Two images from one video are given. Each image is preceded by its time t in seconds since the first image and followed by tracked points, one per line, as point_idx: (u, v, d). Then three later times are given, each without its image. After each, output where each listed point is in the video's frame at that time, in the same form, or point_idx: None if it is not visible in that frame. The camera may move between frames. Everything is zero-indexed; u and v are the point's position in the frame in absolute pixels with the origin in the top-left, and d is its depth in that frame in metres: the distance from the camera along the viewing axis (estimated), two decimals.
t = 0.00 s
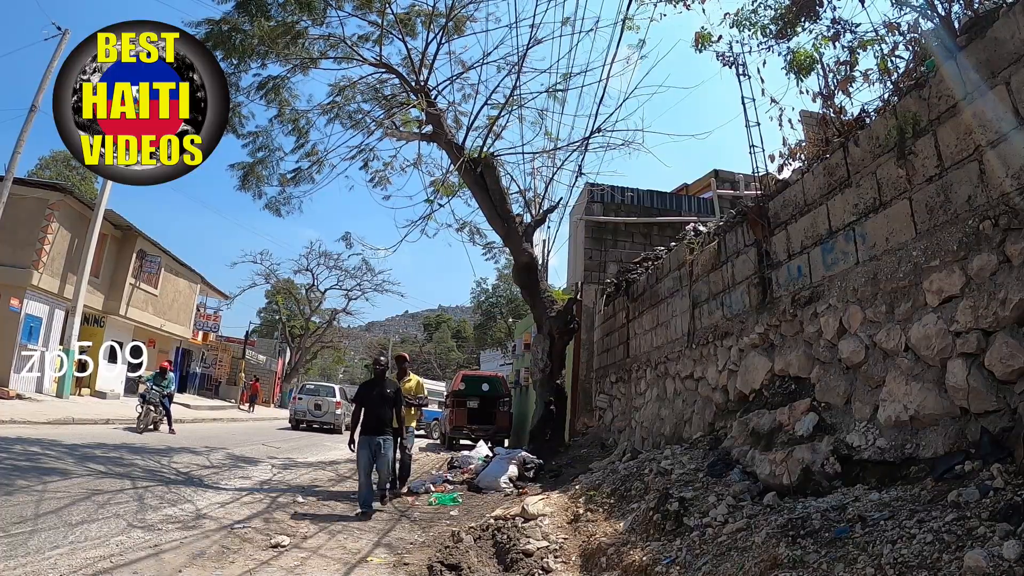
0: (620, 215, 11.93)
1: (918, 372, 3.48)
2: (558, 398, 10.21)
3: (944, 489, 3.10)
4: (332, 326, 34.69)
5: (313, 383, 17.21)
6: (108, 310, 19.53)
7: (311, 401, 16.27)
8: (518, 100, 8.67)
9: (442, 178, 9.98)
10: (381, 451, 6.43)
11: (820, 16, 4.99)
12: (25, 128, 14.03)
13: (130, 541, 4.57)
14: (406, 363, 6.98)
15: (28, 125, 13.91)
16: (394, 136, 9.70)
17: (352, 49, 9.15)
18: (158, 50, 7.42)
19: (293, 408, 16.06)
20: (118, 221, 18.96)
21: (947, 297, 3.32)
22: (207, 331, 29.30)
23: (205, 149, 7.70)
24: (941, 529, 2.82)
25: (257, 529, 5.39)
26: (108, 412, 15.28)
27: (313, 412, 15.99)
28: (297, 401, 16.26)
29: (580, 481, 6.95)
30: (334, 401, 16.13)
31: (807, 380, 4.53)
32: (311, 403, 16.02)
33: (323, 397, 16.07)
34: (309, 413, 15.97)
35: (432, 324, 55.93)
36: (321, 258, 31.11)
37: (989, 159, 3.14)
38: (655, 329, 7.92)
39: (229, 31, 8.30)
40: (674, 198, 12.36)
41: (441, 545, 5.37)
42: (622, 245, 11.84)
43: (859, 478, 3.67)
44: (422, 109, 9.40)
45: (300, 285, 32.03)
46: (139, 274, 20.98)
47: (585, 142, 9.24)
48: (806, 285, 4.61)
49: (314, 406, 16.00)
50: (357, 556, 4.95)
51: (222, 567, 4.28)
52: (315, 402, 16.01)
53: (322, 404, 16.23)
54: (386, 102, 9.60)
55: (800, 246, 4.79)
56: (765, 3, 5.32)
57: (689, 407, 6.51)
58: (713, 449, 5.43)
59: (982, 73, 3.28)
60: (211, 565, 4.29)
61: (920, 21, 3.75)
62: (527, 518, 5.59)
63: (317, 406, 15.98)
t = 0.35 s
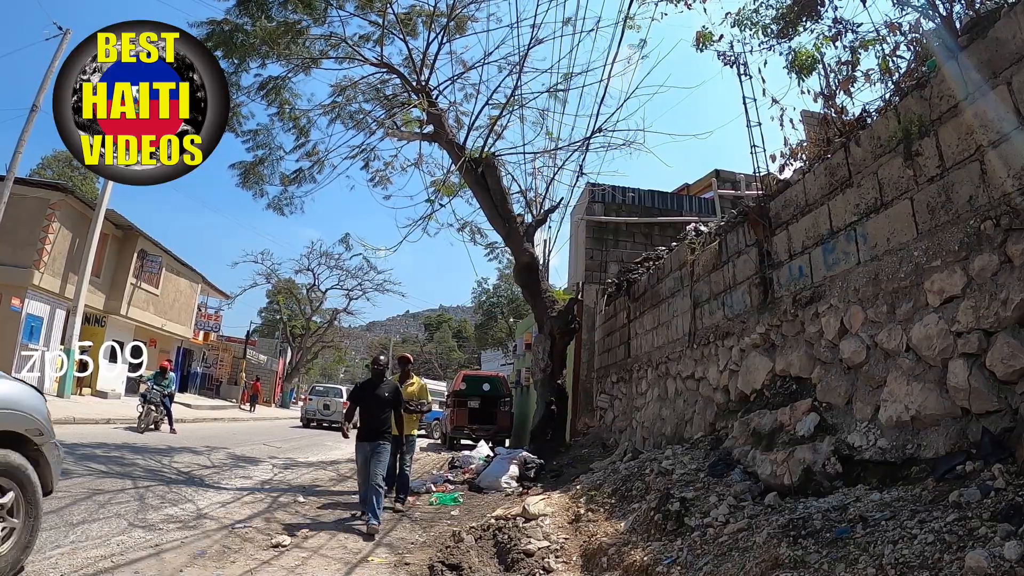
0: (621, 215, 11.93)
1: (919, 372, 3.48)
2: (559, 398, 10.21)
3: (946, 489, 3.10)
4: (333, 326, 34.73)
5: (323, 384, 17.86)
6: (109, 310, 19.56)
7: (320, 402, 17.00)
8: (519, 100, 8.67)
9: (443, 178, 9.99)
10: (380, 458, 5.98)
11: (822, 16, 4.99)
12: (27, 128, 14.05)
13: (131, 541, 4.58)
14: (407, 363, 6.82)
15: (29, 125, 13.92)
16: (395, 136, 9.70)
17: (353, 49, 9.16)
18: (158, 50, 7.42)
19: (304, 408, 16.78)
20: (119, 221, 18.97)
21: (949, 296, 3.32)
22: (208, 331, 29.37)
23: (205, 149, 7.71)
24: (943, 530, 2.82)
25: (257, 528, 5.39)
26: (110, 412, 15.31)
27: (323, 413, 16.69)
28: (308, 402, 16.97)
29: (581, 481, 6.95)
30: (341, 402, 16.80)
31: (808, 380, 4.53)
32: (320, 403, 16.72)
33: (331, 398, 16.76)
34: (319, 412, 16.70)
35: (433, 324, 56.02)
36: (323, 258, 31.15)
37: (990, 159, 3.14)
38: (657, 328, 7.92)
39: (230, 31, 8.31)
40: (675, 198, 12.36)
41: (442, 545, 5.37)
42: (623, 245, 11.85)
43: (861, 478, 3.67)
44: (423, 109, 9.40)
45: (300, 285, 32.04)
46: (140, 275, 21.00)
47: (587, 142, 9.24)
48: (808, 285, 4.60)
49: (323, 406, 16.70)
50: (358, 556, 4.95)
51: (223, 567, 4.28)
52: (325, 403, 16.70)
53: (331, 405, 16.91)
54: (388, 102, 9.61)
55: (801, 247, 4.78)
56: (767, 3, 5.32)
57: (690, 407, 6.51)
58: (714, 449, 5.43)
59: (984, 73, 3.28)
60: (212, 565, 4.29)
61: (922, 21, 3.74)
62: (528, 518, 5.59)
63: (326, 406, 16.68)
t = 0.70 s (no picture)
0: (623, 215, 11.93)
1: (921, 372, 3.47)
2: (560, 398, 10.21)
3: (948, 489, 3.09)
4: (335, 326, 34.75)
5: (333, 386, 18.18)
6: (110, 310, 19.61)
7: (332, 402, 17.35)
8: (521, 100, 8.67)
9: (445, 178, 9.99)
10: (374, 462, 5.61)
11: (824, 16, 4.98)
12: (29, 128, 14.07)
13: (132, 541, 4.58)
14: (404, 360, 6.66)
15: (31, 125, 13.94)
16: (397, 135, 9.71)
17: (355, 49, 9.16)
18: (159, 50, 7.42)
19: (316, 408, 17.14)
20: (121, 221, 19.00)
21: (951, 297, 3.31)
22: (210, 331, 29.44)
23: (205, 149, 7.75)
24: (945, 530, 2.81)
25: (258, 528, 5.39)
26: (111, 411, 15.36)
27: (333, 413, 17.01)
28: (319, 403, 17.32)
29: (583, 481, 6.95)
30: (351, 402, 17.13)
31: (810, 380, 4.52)
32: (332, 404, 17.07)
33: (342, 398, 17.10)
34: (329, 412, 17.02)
35: (435, 324, 56.05)
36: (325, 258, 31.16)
37: (993, 159, 3.13)
38: (658, 329, 7.92)
39: (232, 31, 8.31)
40: (677, 198, 12.35)
41: (443, 545, 5.37)
42: (624, 245, 11.84)
43: (863, 478, 3.66)
44: (425, 109, 9.41)
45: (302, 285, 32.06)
46: (141, 274, 21.03)
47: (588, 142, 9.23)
48: (810, 285, 4.59)
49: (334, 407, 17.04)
50: (359, 557, 4.95)
51: (225, 567, 4.28)
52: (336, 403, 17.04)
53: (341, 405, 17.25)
54: (389, 102, 9.61)
55: (803, 247, 4.78)
56: (769, 2, 5.31)
57: (692, 407, 6.50)
58: (716, 449, 5.43)
59: (987, 73, 3.27)
60: (213, 565, 4.29)
61: (924, 21, 3.73)
62: (530, 518, 5.59)
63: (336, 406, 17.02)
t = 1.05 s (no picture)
0: (625, 215, 11.91)
1: (925, 372, 3.46)
2: (563, 398, 10.20)
3: (952, 490, 3.08)
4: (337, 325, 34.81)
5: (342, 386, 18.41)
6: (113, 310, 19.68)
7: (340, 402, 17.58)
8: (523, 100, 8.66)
9: (447, 178, 10.00)
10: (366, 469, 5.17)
11: (828, 15, 4.96)
12: (32, 128, 14.12)
13: (135, 540, 4.59)
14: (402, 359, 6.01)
15: (34, 125, 13.98)
16: (399, 135, 9.72)
17: (357, 49, 9.16)
18: (158, 50, 7.42)
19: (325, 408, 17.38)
20: (123, 221, 19.07)
21: (955, 297, 3.29)
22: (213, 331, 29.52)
23: (205, 149, 7.76)
24: (949, 531, 2.80)
25: (261, 528, 5.40)
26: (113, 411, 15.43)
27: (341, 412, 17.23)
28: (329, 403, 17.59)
29: (586, 481, 6.95)
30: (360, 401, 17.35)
31: (813, 381, 4.51)
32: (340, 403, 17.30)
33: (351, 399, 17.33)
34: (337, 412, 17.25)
35: (437, 324, 56.09)
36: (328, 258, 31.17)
37: (997, 159, 3.12)
38: (661, 329, 7.90)
39: (234, 31, 8.31)
40: (680, 198, 12.33)
41: (446, 545, 5.37)
42: (627, 245, 11.82)
43: (867, 479, 3.66)
44: (427, 109, 9.41)
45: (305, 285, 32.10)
46: (144, 274, 21.09)
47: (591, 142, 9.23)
48: (814, 285, 4.58)
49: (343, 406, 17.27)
50: (362, 556, 4.95)
51: (228, 567, 4.29)
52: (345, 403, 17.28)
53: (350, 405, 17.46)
54: (392, 102, 9.62)
55: (807, 247, 4.76)
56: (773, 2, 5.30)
57: (695, 407, 6.49)
58: (719, 449, 5.42)
59: (991, 73, 3.25)
60: (216, 565, 4.29)
61: (928, 20, 3.72)
62: (533, 518, 5.59)
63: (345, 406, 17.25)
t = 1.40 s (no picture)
0: (629, 215, 11.90)
1: (930, 373, 3.44)
2: (567, 398, 10.19)
3: (957, 491, 3.07)
4: (341, 325, 34.86)
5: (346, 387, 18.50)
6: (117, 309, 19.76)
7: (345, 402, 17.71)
8: (527, 100, 8.66)
9: (451, 178, 10.00)
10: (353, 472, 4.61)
11: (833, 14, 4.94)
12: (36, 128, 14.17)
13: (137, 540, 4.60)
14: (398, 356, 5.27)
15: (38, 126, 14.03)
16: (403, 135, 9.74)
17: (360, 49, 9.16)
18: (158, 49, 7.39)
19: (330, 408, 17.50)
20: (127, 221, 19.13)
21: (960, 297, 3.28)
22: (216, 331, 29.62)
23: (205, 149, 7.78)
24: (954, 532, 2.79)
25: (264, 528, 5.41)
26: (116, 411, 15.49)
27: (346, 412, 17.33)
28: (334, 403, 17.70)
29: (589, 481, 6.95)
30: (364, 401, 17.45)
31: (817, 381, 4.50)
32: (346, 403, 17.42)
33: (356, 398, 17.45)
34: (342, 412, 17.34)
35: (441, 324, 56.12)
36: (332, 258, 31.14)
37: (1002, 158, 3.10)
38: (665, 329, 7.89)
39: (238, 32, 8.32)
40: (684, 198, 12.30)
41: (449, 545, 5.37)
42: (631, 245, 11.81)
43: (871, 480, 3.65)
44: (431, 109, 9.42)
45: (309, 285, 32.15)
46: (148, 274, 21.15)
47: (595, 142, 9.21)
48: (818, 285, 4.56)
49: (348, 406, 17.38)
50: (365, 556, 4.96)
51: (231, 567, 4.29)
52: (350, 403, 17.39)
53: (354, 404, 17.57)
54: (396, 102, 9.63)
55: (811, 247, 4.75)
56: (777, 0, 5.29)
57: (699, 407, 6.47)
58: (723, 450, 5.41)
59: (996, 72, 3.23)
60: (218, 565, 4.30)
61: (932, 19, 3.70)
62: (536, 518, 5.59)
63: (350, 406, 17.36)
